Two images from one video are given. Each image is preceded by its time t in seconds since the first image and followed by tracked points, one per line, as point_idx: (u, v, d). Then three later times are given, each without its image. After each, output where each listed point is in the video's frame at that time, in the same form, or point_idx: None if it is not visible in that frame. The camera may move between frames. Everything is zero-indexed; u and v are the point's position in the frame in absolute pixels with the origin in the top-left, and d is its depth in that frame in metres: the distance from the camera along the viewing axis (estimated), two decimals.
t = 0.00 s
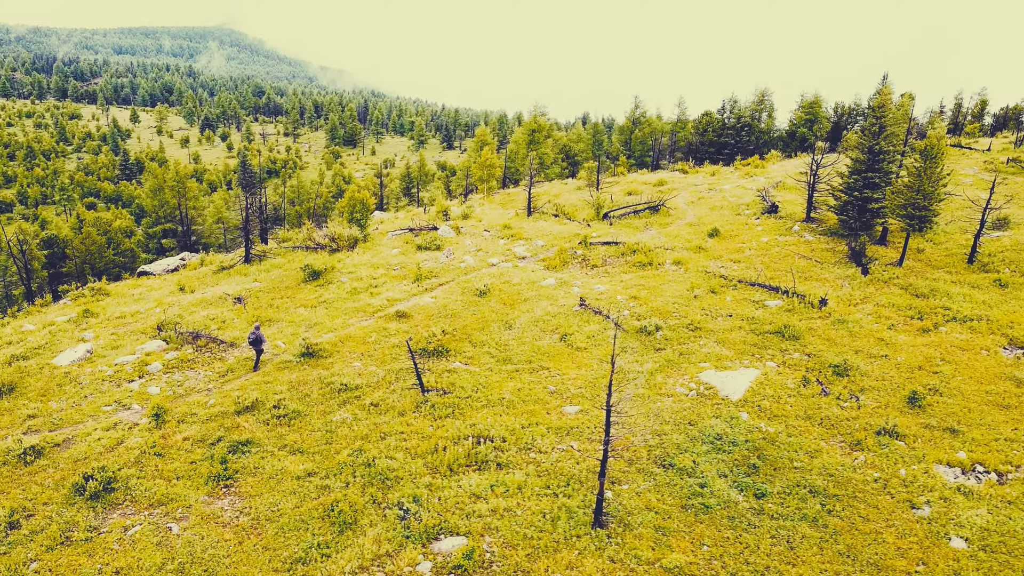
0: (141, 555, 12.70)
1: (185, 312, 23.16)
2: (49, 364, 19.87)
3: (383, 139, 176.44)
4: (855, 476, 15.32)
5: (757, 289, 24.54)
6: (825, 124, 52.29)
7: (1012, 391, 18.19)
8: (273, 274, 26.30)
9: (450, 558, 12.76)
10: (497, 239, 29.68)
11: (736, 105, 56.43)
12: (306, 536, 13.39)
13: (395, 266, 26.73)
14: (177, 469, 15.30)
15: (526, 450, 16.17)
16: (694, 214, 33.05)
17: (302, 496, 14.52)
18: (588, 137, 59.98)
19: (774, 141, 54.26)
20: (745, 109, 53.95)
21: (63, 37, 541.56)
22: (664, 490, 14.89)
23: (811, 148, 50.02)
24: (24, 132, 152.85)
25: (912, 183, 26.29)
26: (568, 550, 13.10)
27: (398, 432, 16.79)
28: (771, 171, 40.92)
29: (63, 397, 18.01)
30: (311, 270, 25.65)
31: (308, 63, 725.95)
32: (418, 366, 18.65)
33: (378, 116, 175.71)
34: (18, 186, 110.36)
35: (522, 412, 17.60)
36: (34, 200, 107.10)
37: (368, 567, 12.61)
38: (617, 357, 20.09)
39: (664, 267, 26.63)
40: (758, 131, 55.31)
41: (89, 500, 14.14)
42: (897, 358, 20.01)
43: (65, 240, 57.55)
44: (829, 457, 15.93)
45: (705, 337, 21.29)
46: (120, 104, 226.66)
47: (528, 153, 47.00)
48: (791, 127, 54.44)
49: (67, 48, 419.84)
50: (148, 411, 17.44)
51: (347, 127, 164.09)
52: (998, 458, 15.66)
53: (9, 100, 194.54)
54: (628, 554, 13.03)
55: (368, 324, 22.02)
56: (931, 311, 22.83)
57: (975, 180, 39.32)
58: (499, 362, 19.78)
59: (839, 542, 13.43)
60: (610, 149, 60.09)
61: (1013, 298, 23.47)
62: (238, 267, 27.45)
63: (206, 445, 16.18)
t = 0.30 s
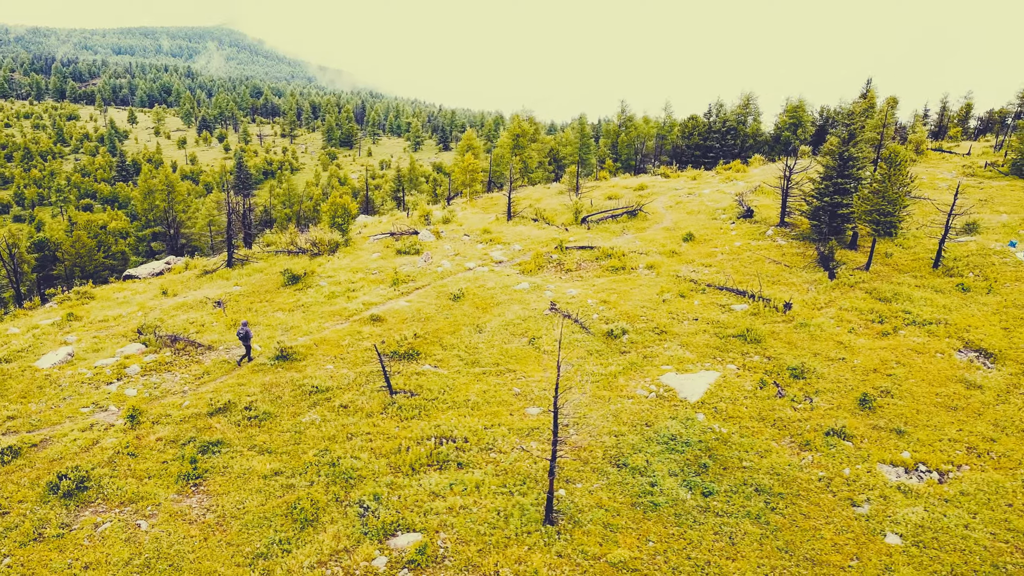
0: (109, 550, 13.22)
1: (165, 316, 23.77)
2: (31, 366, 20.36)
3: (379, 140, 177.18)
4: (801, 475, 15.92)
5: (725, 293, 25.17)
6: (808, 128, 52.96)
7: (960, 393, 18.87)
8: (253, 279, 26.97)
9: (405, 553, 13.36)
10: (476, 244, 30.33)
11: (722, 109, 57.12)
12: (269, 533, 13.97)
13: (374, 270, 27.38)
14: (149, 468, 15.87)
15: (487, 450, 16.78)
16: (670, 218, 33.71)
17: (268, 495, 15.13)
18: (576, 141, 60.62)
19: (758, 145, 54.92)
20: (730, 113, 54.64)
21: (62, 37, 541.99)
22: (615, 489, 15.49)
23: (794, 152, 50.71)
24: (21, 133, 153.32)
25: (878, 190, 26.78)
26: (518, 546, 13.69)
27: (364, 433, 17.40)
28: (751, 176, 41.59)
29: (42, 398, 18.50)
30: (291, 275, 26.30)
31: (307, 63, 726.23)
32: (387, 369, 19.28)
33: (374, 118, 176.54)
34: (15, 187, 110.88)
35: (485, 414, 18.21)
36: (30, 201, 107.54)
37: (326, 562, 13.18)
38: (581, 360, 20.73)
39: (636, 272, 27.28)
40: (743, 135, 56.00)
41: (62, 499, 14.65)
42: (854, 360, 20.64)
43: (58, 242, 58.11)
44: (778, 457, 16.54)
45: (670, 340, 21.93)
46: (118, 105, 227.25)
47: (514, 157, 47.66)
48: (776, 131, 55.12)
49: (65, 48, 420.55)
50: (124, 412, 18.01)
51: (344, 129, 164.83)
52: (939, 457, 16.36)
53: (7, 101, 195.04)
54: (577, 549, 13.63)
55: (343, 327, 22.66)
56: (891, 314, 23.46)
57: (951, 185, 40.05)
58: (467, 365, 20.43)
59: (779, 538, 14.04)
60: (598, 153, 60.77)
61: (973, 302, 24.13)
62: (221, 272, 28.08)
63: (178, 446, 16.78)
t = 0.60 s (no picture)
0: (78, 546, 13.77)
1: (145, 319, 24.38)
2: (11, 368, 20.85)
3: (376, 141, 177.74)
4: (748, 474, 16.53)
5: (693, 297, 25.79)
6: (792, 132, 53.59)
7: (910, 395, 19.53)
8: (233, 283, 27.60)
9: (360, 549, 13.95)
10: (454, 248, 30.98)
11: (708, 113, 57.70)
12: (231, 529, 14.57)
13: (352, 274, 28.00)
14: (120, 467, 16.44)
15: (448, 450, 17.37)
16: (647, 223, 34.35)
17: (233, 492, 15.74)
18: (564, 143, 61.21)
19: (743, 147, 55.43)
20: (715, 117, 55.28)
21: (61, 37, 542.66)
22: (568, 487, 16.10)
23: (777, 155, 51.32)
24: (18, 134, 153.78)
25: (843, 197, 27.42)
26: (470, 542, 14.29)
27: (331, 433, 18.01)
28: (731, 179, 42.18)
29: (20, 399, 18.98)
30: (269, 279, 26.94)
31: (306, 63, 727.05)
32: (355, 372, 19.88)
33: (371, 119, 177.17)
34: (11, 189, 111.32)
35: (449, 415, 18.82)
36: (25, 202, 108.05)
37: (285, 557, 13.79)
38: (547, 363, 21.35)
39: (608, 276, 27.93)
40: (729, 139, 56.60)
41: (34, 497, 15.17)
42: (811, 363, 21.24)
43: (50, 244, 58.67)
44: (729, 456, 17.14)
45: (635, 343, 22.55)
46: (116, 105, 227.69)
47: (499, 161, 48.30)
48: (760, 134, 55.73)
49: (64, 49, 421.12)
50: (99, 413, 18.56)
51: (340, 130, 165.44)
52: (883, 457, 17.01)
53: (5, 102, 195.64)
54: (526, 545, 14.25)
55: (318, 330, 23.28)
56: (853, 317, 24.08)
57: (928, 189, 40.68)
58: (435, 367, 21.06)
59: (721, 535, 14.65)
60: (585, 156, 61.50)
61: (933, 306, 24.78)
62: (202, 276, 28.71)
63: (149, 445, 17.36)
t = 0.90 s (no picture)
0: (38, 544, 14.26)
1: (120, 324, 25.00)
2: None
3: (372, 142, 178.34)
4: (690, 475, 17.16)
5: (656, 302, 26.44)
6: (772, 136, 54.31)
7: (855, 398, 20.18)
8: (209, 289, 28.26)
9: (309, 547, 14.54)
10: (428, 253, 31.66)
11: (691, 117, 58.38)
12: (187, 528, 15.14)
13: (325, 280, 28.66)
14: (85, 469, 16.96)
15: (403, 452, 18.03)
16: (620, 228, 35.05)
17: (192, 493, 16.35)
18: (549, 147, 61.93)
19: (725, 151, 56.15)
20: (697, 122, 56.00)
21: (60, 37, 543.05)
22: (515, 488, 16.72)
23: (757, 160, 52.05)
24: (15, 136, 154.28)
25: (806, 204, 27.93)
26: (415, 540, 14.90)
27: (292, 435, 18.64)
28: (707, 184, 42.89)
29: None
30: (244, 284, 27.61)
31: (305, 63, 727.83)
32: (318, 376, 20.51)
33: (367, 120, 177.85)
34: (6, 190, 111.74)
35: (408, 418, 19.47)
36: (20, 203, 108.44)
37: (237, 555, 14.37)
38: (507, 367, 21.99)
39: (576, 281, 28.59)
40: (711, 143, 57.28)
41: None
42: (763, 367, 21.89)
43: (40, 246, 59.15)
44: (673, 458, 17.78)
45: (594, 347, 23.20)
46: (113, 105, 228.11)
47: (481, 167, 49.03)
48: (742, 139, 56.45)
49: (63, 49, 421.59)
50: (68, 416, 19.07)
51: (336, 131, 166.03)
52: (822, 458, 17.64)
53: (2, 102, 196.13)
54: (470, 543, 14.86)
55: (287, 335, 23.93)
56: (809, 322, 24.73)
57: (900, 195, 41.36)
58: (398, 371, 21.72)
59: (657, 533, 15.26)
60: (570, 161, 62.22)
61: (889, 311, 25.41)
62: (180, 281, 29.38)
63: (115, 447, 17.92)
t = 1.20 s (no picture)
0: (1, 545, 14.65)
1: (97, 329, 25.51)
2: None
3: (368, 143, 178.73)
4: (641, 478, 17.64)
5: (624, 307, 26.96)
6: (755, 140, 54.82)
7: (809, 402, 20.67)
8: (188, 294, 28.84)
9: (265, 548, 14.99)
10: (405, 258, 32.20)
11: (677, 120, 58.88)
12: (148, 529, 15.57)
13: (301, 285, 29.21)
14: (52, 471, 17.36)
15: (364, 455, 18.56)
16: (596, 233, 35.62)
17: (155, 495, 16.82)
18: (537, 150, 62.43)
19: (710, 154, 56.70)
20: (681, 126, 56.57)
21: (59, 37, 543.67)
22: (470, 490, 17.20)
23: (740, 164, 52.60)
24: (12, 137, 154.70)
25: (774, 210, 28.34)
26: (368, 541, 15.37)
27: (257, 438, 19.13)
28: (686, 189, 43.42)
29: None
30: (220, 289, 28.15)
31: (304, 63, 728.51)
32: (285, 380, 21.00)
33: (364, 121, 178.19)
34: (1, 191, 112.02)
35: (372, 422, 19.98)
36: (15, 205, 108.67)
37: (194, 555, 14.79)
38: (472, 371, 22.49)
39: (548, 286, 29.12)
40: (696, 146, 57.83)
41: None
42: (723, 372, 22.38)
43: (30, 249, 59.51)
44: (627, 461, 18.28)
45: (560, 352, 23.72)
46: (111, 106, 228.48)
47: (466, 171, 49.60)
48: (726, 143, 57.03)
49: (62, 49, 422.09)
50: (39, 419, 19.45)
51: (332, 132, 166.38)
52: (771, 461, 18.12)
53: None
54: (421, 544, 15.33)
55: (260, 340, 24.43)
56: (772, 327, 25.22)
57: (878, 199, 41.85)
58: (365, 376, 22.25)
59: (603, 534, 15.72)
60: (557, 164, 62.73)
61: (852, 316, 25.90)
62: (158, 287, 29.96)
63: (84, 451, 18.35)
